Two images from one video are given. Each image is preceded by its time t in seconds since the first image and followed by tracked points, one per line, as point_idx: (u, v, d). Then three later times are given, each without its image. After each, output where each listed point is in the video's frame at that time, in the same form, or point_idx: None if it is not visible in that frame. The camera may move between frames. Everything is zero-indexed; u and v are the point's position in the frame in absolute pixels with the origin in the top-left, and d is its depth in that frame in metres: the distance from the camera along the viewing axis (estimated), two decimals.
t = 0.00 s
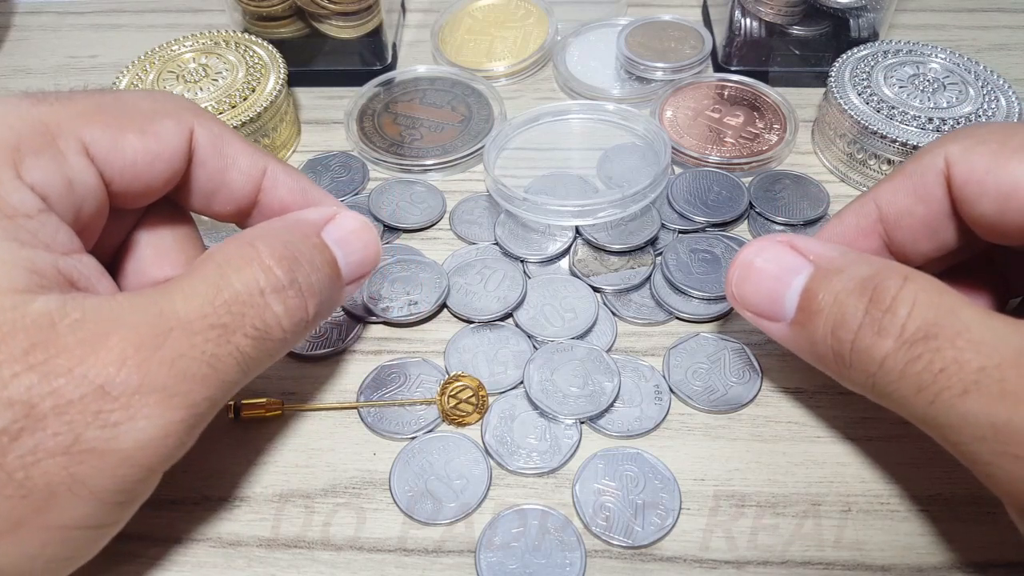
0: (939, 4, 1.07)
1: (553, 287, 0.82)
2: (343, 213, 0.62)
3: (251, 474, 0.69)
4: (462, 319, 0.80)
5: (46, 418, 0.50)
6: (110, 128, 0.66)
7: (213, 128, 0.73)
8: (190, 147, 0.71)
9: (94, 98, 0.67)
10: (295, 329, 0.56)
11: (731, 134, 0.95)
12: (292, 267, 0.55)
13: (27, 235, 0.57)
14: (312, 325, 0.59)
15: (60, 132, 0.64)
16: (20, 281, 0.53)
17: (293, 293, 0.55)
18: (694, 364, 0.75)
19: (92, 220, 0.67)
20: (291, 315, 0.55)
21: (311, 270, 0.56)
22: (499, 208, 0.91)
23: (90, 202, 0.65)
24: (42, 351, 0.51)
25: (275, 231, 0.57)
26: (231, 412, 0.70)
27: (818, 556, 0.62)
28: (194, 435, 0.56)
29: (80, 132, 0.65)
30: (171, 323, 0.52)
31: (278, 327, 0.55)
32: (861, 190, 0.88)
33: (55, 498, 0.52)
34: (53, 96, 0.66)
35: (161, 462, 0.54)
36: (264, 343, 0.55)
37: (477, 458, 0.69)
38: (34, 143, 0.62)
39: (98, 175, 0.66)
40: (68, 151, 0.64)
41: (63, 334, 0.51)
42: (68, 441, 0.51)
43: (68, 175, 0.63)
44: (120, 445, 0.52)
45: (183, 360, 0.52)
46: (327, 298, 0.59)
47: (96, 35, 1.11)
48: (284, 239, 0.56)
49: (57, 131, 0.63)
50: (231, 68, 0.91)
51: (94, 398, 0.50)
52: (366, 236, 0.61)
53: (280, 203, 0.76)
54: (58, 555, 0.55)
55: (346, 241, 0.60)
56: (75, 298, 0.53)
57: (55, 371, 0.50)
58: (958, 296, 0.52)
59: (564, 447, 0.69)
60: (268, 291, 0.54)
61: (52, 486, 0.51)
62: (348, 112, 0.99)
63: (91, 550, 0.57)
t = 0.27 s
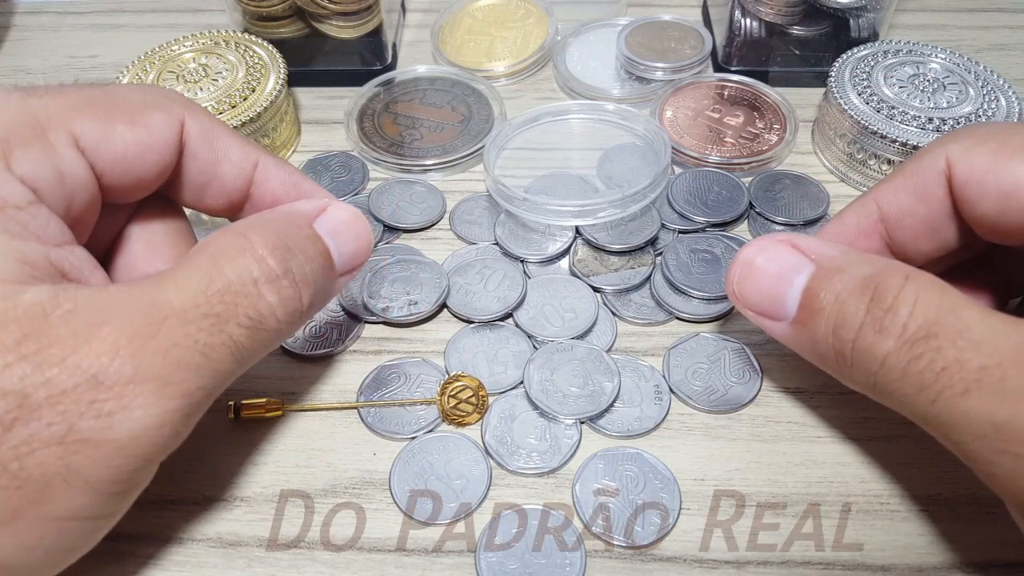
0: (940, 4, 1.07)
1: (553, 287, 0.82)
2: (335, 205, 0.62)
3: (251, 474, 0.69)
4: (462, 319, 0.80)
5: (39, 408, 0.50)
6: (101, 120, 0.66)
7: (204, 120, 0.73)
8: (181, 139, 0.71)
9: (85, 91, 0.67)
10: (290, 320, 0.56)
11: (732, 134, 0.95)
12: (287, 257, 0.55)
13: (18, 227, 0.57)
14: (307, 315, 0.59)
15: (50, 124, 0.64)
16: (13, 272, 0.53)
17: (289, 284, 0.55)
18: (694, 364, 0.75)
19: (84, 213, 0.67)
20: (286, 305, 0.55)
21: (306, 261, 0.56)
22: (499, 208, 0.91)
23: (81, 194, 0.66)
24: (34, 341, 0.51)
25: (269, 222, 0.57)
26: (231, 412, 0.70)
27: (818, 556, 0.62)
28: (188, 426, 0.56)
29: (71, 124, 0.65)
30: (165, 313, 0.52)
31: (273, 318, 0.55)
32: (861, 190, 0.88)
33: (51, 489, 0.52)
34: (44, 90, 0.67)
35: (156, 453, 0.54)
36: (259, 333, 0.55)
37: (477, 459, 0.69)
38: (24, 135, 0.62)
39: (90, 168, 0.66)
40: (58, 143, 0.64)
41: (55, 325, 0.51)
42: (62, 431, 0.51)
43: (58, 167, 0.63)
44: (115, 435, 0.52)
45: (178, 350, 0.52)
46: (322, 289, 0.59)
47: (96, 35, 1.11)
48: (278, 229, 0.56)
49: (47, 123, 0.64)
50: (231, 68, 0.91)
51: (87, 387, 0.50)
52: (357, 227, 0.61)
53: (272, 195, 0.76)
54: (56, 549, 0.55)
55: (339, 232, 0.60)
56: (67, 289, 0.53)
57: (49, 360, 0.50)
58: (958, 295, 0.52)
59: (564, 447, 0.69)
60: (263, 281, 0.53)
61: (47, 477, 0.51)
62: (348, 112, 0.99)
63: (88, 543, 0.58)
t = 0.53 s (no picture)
0: (940, 4, 1.07)
1: (553, 287, 0.83)
2: (332, 202, 0.61)
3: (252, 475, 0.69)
4: (462, 319, 0.80)
5: (37, 405, 0.50)
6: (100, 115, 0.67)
7: (200, 118, 0.73)
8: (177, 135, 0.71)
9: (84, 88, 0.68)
10: (288, 316, 0.56)
11: (731, 134, 0.95)
12: (284, 252, 0.54)
13: (15, 224, 0.57)
14: (307, 311, 0.58)
15: (46, 121, 0.64)
16: (10, 269, 0.53)
17: (287, 280, 0.54)
18: (694, 364, 0.75)
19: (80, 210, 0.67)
20: (284, 301, 0.54)
21: (302, 256, 0.55)
22: (499, 208, 0.91)
23: (77, 191, 0.66)
24: (31, 338, 0.51)
25: (265, 218, 0.56)
26: (231, 412, 0.70)
27: (818, 556, 0.62)
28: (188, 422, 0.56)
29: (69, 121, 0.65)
30: (162, 310, 0.51)
31: (271, 313, 0.54)
32: (861, 190, 0.88)
33: (49, 487, 0.52)
34: (40, 87, 0.67)
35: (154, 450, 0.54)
36: (258, 329, 0.54)
37: (477, 459, 0.69)
38: (20, 132, 0.62)
39: (86, 165, 0.66)
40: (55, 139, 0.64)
41: (52, 321, 0.51)
42: (60, 428, 0.51)
43: (54, 163, 0.63)
44: (113, 432, 0.52)
45: (176, 346, 0.52)
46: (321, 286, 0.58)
47: (96, 35, 1.11)
48: (276, 224, 0.56)
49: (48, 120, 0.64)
50: (231, 68, 0.91)
51: (84, 384, 0.50)
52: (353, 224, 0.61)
53: (268, 192, 0.76)
54: (55, 547, 0.55)
55: (336, 228, 0.59)
56: (63, 286, 0.53)
57: (46, 356, 0.50)
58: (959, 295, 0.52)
59: (564, 447, 0.69)
60: (260, 277, 0.53)
61: (45, 474, 0.51)
62: (348, 112, 0.99)
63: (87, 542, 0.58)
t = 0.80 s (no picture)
0: (940, 4, 1.07)
1: (553, 287, 0.83)
2: (329, 202, 0.61)
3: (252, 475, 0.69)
4: (462, 319, 0.80)
5: (34, 405, 0.50)
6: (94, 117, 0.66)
7: (198, 118, 0.73)
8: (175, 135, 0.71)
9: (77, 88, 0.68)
10: (285, 315, 0.56)
11: (731, 134, 0.95)
12: (282, 251, 0.55)
13: (12, 223, 0.58)
14: (303, 311, 0.59)
15: (43, 120, 0.64)
16: (7, 268, 0.53)
17: (285, 279, 0.55)
18: (694, 364, 0.75)
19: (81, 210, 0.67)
20: (282, 300, 0.55)
21: (300, 255, 0.56)
22: (499, 208, 0.91)
23: (75, 190, 0.66)
24: (28, 337, 0.51)
25: (262, 217, 0.57)
26: (231, 412, 0.71)
27: (818, 556, 0.62)
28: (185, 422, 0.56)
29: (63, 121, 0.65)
30: (159, 309, 0.52)
31: (268, 313, 0.55)
32: (861, 190, 0.88)
33: (47, 487, 0.52)
34: (38, 86, 0.67)
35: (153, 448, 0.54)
36: (255, 328, 0.55)
37: (477, 459, 0.69)
38: (18, 131, 0.62)
39: (83, 164, 0.66)
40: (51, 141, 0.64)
41: (49, 320, 0.51)
42: (57, 428, 0.51)
43: (52, 163, 0.63)
44: (111, 431, 0.52)
45: (174, 345, 0.52)
46: (318, 285, 0.58)
47: (96, 35, 1.11)
48: (274, 224, 0.56)
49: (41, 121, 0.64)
50: (231, 68, 0.91)
51: (82, 383, 0.50)
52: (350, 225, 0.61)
53: (265, 192, 0.76)
54: (53, 547, 0.55)
55: (333, 227, 0.60)
56: (60, 285, 0.53)
57: (44, 356, 0.50)
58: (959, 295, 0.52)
59: (564, 447, 0.69)
60: (258, 276, 0.53)
61: (42, 474, 0.51)
62: (348, 112, 0.99)
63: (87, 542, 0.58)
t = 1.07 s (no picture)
0: (940, 4, 1.07)
1: (553, 287, 0.83)
2: (326, 200, 0.61)
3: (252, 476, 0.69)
4: (462, 319, 0.80)
5: (32, 403, 0.50)
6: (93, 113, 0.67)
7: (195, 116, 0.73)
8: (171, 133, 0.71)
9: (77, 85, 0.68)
10: (283, 313, 0.56)
11: (731, 134, 0.95)
12: (281, 249, 0.55)
13: (10, 221, 0.58)
14: (301, 309, 0.58)
15: (40, 118, 0.64)
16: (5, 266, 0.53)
17: (284, 277, 0.55)
18: (694, 364, 0.75)
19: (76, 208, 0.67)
20: (280, 298, 0.55)
21: (299, 253, 0.56)
22: (499, 208, 0.91)
23: (72, 188, 0.66)
24: (26, 334, 0.50)
25: (260, 215, 0.57)
26: (231, 412, 0.71)
27: (818, 556, 0.62)
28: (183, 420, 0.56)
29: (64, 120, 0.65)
30: (157, 306, 0.52)
31: (267, 311, 0.55)
32: (861, 190, 0.88)
33: (44, 486, 0.52)
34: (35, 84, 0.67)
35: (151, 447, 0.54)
36: (253, 326, 0.55)
37: (477, 459, 0.69)
38: (14, 129, 0.62)
39: (81, 162, 0.66)
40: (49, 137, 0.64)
41: (46, 318, 0.51)
42: (55, 426, 0.51)
43: (49, 160, 0.63)
44: (109, 429, 0.52)
45: (173, 343, 0.52)
46: (315, 283, 0.58)
47: (96, 35, 1.11)
48: (273, 222, 0.56)
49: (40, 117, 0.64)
50: (231, 68, 0.91)
51: (80, 380, 0.50)
52: (347, 223, 0.61)
53: (263, 190, 0.75)
54: (52, 545, 0.55)
55: (330, 225, 0.60)
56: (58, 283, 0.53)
57: (42, 353, 0.50)
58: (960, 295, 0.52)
59: (564, 447, 0.69)
60: (256, 274, 0.53)
61: (41, 472, 0.51)
62: (348, 112, 0.99)
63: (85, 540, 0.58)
